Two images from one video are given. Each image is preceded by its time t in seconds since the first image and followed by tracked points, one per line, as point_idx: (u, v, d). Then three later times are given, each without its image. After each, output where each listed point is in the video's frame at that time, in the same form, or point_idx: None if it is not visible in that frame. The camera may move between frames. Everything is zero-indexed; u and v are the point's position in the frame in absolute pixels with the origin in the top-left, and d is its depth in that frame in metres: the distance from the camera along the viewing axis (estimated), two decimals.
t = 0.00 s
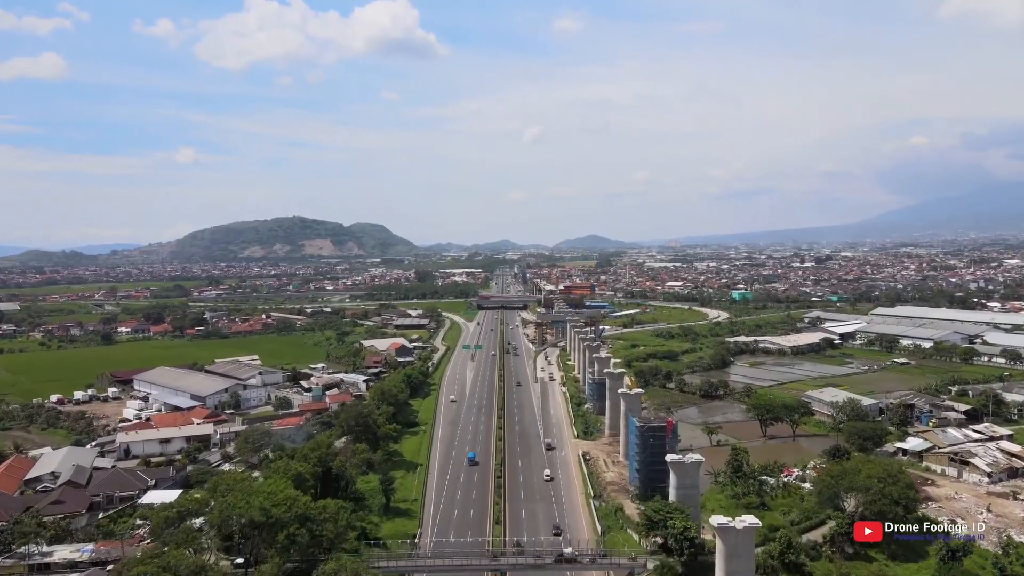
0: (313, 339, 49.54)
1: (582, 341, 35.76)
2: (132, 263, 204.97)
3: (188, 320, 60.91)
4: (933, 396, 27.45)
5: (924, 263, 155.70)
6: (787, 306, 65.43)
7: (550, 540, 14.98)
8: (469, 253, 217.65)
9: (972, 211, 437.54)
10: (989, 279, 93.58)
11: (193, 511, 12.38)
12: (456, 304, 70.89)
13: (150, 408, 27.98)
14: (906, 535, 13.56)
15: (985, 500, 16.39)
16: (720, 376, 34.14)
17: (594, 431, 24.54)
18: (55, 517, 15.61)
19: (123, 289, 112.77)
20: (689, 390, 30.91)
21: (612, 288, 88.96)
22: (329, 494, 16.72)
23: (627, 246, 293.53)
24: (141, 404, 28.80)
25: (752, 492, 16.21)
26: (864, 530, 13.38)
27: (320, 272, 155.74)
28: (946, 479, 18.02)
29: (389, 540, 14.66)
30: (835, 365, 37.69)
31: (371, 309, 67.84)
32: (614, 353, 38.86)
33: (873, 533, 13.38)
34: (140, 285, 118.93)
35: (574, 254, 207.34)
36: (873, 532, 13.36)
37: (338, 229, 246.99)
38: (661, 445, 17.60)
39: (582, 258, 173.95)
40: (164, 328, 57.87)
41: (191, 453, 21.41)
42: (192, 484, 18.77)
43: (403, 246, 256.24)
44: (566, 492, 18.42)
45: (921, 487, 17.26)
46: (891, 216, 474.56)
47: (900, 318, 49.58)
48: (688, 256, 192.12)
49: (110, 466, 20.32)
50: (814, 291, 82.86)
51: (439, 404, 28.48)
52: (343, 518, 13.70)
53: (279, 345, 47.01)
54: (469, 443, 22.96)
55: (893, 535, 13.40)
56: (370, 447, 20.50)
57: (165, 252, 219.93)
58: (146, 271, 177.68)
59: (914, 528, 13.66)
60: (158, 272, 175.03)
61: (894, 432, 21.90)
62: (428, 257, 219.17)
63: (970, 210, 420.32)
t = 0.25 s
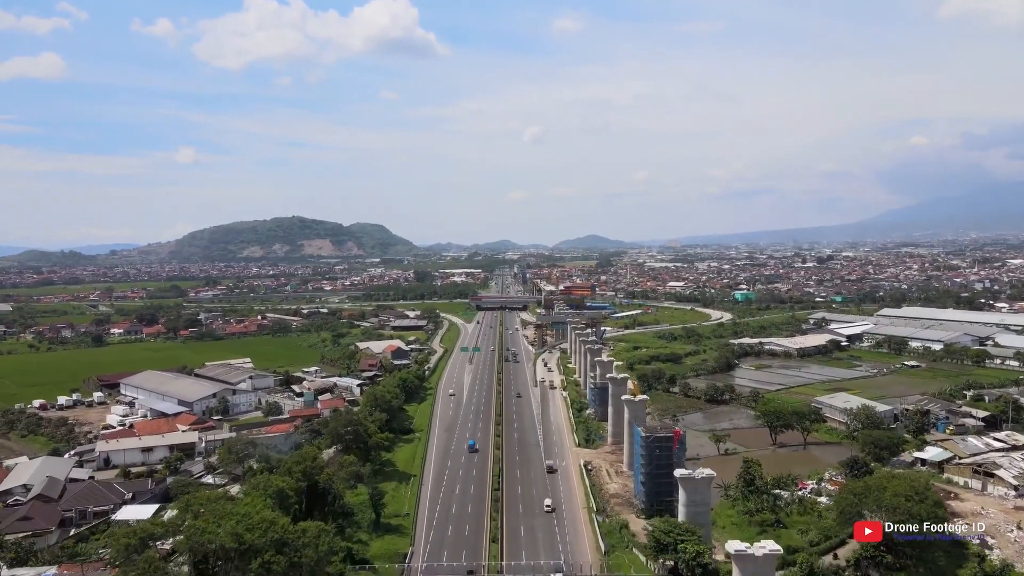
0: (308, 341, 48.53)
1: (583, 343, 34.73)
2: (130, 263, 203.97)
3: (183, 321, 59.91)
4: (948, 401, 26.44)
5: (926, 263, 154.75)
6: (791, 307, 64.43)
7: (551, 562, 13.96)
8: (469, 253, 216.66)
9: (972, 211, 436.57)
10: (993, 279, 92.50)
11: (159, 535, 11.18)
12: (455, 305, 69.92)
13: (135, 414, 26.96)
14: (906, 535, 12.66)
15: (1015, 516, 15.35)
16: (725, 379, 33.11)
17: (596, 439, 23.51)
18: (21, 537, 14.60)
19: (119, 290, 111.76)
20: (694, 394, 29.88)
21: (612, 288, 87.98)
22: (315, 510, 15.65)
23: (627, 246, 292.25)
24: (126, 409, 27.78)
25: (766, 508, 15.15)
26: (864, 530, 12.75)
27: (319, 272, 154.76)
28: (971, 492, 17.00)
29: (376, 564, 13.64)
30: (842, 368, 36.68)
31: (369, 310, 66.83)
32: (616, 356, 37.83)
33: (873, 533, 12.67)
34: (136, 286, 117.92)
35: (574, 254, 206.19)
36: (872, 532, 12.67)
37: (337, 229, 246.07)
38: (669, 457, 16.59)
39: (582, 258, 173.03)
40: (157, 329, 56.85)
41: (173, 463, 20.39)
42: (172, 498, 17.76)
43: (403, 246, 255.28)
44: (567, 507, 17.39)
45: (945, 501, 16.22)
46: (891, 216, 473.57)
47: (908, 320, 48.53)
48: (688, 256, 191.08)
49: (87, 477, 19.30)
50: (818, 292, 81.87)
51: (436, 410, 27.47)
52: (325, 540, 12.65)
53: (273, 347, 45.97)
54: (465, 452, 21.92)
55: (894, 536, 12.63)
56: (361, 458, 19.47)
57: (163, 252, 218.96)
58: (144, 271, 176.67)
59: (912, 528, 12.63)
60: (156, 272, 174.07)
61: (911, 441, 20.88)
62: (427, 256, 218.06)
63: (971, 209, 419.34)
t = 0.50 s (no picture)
0: (302, 343, 47.50)
1: (584, 345, 33.68)
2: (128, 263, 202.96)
3: (176, 321, 58.90)
4: (964, 407, 25.41)
5: (929, 263, 153.72)
6: (795, 307, 63.37)
7: None
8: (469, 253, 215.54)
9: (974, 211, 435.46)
10: (999, 279, 91.36)
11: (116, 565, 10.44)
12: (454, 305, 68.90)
13: (118, 420, 25.92)
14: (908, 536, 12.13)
15: None
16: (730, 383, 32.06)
17: (598, 447, 22.46)
18: None
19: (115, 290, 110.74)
20: (698, 399, 28.84)
21: (613, 289, 86.94)
22: (299, 528, 14.67)
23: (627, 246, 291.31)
24: (109, 415, 26.73)
25: (782, 527, 14.10)
26: (863, 530, 12.98)
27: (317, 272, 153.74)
28: (997, 507, 16.01)
29: None
30: (851, 371, 35.63)
31: (366, 310, 65.78)
32: (618, 358, 36.79)
33: (873, 533, 12.78)
34: (133, 286, 116.94)
35: (575, 254, 205.17)
36: (871, 532, 12.79)
37: (337, 229, 245.07)
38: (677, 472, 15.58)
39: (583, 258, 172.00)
40: (150, 331, 55.81)
41: (153, 473, 19.35)
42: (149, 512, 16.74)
43: (403, 246, 254.23)
44: (569, 523, 16.37)
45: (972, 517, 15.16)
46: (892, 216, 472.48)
47: (915, 321, 47.47)
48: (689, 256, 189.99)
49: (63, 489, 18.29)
50: (822, 292, 80.81)
51: (431, 416, 26.42)
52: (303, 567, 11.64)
53: (267, 349, 44.91)
54: (461, 462, 20.87)
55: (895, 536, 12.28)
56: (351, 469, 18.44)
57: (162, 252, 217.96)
58: (142, 271, 175.67)
59: (912, 527, 12.09)
60: (155, 271, 173.09)
61: (929, 451, 19.87)
62: (427, 256, 216.84)
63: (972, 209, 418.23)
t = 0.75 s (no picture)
0: (297, 345, 46.45)
1: (585, 347, 32.63)
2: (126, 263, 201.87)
3: (170, 322, 57.86)
4: (981, 413, 24.40)
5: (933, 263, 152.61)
6: (799, 308, 62.27)
7: None
8: (469, 253, 214.38)
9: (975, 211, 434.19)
10: (1005, 279, 90.17)
11: None
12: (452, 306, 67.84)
13: (100, 426, 24.89)
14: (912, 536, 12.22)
15: None
16: (735, 387, 31.01)
17: (600, 456, 21.41)
18: None
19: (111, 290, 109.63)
20: (703, 404, 27.80)
21: (615, 289, 85.86)
22: (281, 549, 13.77)
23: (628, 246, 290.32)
24: (91, 420, 25.70)
25: (801, 548, 13.06)
26: (864, 530, 13.47)
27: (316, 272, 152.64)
28: None
29: None
30: (859, 375, 34.59)
31: (363, 311, 64.71)
32: (619, 361, 35.75)
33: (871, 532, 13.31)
34: (130, 286, 115.81)
35: (575, 254, 204.05)
36: (870, 531, 13.34)
37: (336, 229, 243.96)
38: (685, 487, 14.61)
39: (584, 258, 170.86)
40: (142, 332, 54.77)
41: (130, 484, 18.33)
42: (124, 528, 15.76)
43: (402, 245, 253.13)
44: (570, 540, 15.37)
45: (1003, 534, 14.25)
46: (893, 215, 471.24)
47: (924, 322, 46.41)
48: (690, 256, 188.99)
49: (35, 503, 17.30)
50: (826, 292, 79.70)
51: (426, 422, 25.39)
52: None
53: (260, 351, 43.85)
54: (455, 472, 19.83)
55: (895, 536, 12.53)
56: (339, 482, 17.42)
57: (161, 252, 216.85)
58: (140, 271, 174.58)
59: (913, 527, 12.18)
60: (152, 271, 172.01)
61: (949, 461, 18.84)
62: (428, 256, 216.01)
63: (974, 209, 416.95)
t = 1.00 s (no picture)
0: (291, 347, 45.44)
1: (585, 350, 31.60)
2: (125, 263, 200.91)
3: (163, 324, 56.89)
4: (999, 419, 23.36)
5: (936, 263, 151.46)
6: (804, 308, 61.21)
7: None
8: (468, 253, 213.31)
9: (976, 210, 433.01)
10: (1011, 279, 89.10)
11: None
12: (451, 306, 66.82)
13: (80, 434, 23.89)
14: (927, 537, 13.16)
15: None
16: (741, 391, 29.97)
17: (601, 466, 20.37)
18: None
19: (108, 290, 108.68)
20: (708, 409, 26.77)
21: (616, 289, 84.82)
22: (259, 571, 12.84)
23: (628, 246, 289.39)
24: (72, 427, 24.68)
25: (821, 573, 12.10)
26: (865, 531, 14.03)
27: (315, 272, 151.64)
28: None
29: None
30: (868, 378, 33.57)
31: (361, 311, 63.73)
32: (620, 364, 34.74)
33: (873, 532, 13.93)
34: (127, 287, 114.81)
35: (575, 253, 202.95)
36: (871, 531, 13.95)
37: (336, 229, 242.95)
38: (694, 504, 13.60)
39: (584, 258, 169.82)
40: (135, 333, 53.78)
41: (105, 497, 17.32)
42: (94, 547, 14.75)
43: (402, 245, 252.08)
44: (570, 559, 14.34)
45: None
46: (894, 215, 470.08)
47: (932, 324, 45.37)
48: (691, 255, 188.03)
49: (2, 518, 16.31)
50: (830, 293, 78.59)
51: (420, 429, 24.35)
52: None
53: (253, 353, 42.81)
54: (450, 483, 18.79)
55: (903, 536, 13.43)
56: (325, 495, 16.38)
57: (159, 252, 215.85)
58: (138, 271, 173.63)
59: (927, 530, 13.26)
60: (151, 271, 171.06)
61: (971, 472, 17.81)
62: (427, 256, 214.95)
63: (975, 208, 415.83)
